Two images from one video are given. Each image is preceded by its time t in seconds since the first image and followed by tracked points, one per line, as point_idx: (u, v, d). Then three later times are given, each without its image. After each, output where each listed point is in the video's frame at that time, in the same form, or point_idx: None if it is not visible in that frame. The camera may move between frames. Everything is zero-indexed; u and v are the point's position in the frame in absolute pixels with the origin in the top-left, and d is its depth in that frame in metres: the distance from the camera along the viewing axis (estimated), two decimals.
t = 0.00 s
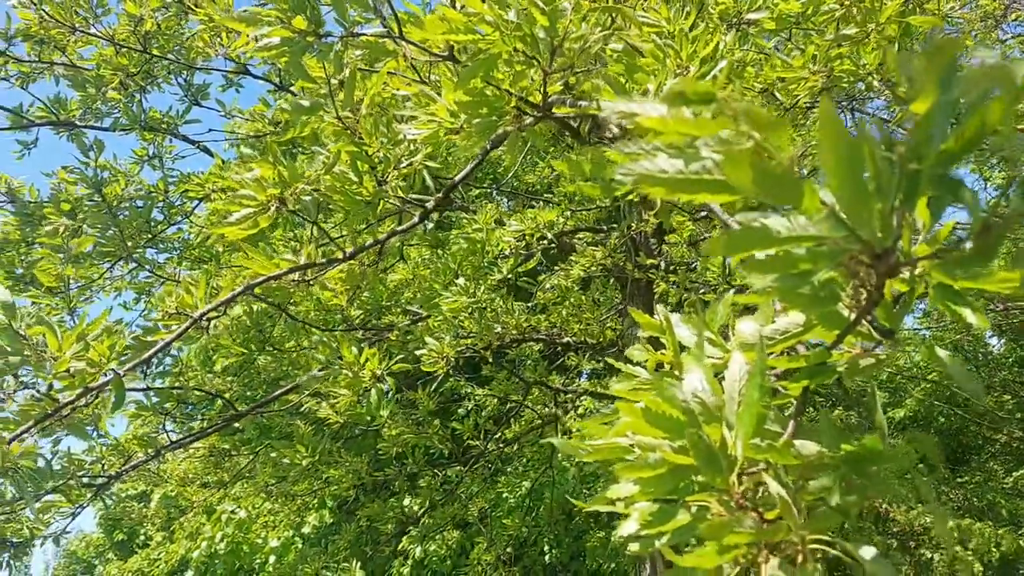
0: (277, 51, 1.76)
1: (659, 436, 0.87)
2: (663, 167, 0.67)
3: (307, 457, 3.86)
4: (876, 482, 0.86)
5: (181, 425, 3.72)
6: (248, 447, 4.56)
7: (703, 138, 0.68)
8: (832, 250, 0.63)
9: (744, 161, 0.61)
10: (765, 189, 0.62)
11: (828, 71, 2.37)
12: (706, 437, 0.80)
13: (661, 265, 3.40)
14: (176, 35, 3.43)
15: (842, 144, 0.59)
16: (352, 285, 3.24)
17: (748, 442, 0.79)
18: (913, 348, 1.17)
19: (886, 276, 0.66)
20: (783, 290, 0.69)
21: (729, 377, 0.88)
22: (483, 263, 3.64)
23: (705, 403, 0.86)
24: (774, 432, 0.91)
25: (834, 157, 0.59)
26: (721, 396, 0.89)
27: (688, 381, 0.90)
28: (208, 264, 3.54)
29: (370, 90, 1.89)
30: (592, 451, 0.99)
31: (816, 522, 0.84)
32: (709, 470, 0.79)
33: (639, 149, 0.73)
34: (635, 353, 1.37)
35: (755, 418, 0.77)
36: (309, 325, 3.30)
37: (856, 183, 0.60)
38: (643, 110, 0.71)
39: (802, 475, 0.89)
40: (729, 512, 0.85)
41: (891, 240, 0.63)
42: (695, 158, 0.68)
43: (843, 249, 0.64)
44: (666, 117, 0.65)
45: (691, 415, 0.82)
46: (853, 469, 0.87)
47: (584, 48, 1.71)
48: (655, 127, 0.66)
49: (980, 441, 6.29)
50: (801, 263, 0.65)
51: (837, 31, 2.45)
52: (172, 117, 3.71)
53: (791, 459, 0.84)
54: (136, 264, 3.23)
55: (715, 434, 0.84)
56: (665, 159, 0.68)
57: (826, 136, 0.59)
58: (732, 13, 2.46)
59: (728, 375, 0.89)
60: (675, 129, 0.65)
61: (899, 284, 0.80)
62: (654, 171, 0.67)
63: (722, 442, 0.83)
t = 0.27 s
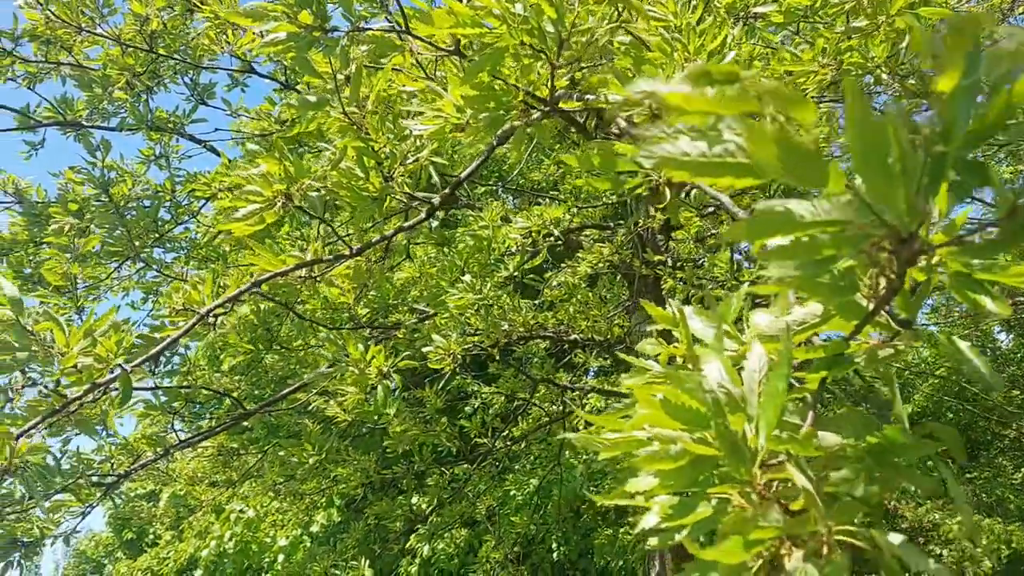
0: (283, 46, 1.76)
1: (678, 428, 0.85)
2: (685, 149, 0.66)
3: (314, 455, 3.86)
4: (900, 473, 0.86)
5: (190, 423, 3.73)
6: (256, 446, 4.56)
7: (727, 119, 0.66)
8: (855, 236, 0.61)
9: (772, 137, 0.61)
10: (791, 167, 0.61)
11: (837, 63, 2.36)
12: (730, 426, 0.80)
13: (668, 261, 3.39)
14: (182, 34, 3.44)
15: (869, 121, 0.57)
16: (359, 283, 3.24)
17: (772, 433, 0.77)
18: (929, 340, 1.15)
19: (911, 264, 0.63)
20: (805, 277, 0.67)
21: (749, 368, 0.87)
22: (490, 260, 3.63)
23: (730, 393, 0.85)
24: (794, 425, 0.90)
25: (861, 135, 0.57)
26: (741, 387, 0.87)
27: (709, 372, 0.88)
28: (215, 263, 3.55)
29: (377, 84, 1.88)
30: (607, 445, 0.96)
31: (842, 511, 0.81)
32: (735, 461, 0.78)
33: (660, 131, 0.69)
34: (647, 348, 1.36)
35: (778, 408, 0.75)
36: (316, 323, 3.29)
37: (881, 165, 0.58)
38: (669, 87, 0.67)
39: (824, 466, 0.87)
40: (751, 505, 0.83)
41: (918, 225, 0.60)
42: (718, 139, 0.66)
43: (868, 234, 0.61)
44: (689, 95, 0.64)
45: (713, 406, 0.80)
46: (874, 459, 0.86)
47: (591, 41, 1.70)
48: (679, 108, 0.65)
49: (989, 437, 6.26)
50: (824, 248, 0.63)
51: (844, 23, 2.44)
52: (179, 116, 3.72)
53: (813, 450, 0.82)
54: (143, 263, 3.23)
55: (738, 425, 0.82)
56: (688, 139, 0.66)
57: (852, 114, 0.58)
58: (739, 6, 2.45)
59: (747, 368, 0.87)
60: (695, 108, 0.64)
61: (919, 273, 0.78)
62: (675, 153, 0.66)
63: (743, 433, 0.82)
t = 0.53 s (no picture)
0: (303, 47, 1.77)
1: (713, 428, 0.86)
2: (728, 141, 0.66)
3: (330, 454, 3.88)
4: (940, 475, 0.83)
5: (207, 423, 3.75)
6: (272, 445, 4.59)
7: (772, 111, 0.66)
8: (895, 233, 0.62)
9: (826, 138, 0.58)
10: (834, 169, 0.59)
11: (855, 59, 2.35)
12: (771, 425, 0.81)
13: (683, 258, 3.39)
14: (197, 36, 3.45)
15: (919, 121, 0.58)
16: (375, 283, 3.25)
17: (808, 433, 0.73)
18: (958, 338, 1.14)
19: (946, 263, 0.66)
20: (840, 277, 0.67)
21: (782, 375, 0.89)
22: (505, 259, 3.63)
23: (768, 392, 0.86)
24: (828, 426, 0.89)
25: (912, 140, 0.58)
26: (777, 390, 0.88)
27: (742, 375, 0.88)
28: (232, 263, 3.57)
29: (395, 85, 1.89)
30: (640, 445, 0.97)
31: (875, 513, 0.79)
32: (772, 460, 0.78)
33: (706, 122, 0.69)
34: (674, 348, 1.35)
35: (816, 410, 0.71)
36: (332, 322, 3.31)
37: (925, 167, 0.59)
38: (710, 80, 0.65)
39: (861, 464, 0.84)
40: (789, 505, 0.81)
41: (958, 223, 0.63)
42: (761, 130, 0.66)
43: (908, 234, 0.63)
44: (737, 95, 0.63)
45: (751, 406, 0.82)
46: (915, 462, 0.83)
47: (610, 39, 1.69)
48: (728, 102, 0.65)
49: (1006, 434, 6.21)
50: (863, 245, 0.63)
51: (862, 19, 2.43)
52: (194, 118, 3.74)
53: (848, 450, 0.81)
54: (160, 264, 3.26)
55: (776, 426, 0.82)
56: (731, 130, 0.67)
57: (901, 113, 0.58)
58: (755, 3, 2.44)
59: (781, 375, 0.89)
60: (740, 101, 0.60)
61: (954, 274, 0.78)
62: (718, 145, 0.66)
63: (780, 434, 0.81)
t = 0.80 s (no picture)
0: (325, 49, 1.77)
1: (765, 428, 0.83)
2: (787, 154, 0.65)
3: (347, 453, 3.88)
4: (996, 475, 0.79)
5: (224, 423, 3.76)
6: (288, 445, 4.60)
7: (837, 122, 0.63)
8: (952, 234, 0.62)
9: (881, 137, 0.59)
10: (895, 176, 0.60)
11: (873, 55, 2.34)
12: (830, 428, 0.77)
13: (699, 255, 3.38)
14: (212, 38, 3.47)
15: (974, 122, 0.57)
16: (391, 282, 3.25)
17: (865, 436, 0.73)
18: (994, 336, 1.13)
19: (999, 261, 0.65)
20: (894, 276, 0.66)
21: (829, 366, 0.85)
22: (520, 258, 3.63)
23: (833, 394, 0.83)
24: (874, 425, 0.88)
25: (965, 138, 0.57)
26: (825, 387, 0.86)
27: (791, 372, 0.81)
28: (248, 264, 3.58)
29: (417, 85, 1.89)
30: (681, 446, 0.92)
31: (917, 522, 0.78)
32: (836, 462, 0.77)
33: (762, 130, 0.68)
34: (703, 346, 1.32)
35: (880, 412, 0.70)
36: (349, 322, 3.31)
37: (978, 169, 0.59)
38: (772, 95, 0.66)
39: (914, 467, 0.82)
40: (840, 506, 0.80)
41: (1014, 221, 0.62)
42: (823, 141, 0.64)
43: (963, 234, 0.62)
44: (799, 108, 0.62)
45: (803, 407, 0.78)
46: (967, 463, 0.80)
47: (633, 37, 1.69)
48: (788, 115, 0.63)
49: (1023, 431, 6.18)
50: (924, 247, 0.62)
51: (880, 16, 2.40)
52: (210, 120, 3.76)
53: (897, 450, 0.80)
54: (178, 265, 3.27)
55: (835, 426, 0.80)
56: (791, 141, 0.65)
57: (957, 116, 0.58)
58: None
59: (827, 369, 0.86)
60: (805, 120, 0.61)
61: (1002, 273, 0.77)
62: (776, 157, 0.65)
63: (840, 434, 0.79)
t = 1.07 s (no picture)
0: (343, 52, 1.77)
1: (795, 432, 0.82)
2: (833, 156, 0.66)
3: (362, 453, 3.90)
4: None
5: (239, 422, 3.78)
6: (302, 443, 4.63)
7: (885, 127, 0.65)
8: (991, 240, 0.59)
9: (933, 142, 0.57)
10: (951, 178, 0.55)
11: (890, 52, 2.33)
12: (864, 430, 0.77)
13: (713, 254, 3.37)
14: (227, 39, 3.49)
15: None
16: (405, 281, 3.26)
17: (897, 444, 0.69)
18: None
19: None
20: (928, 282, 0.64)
21: (862, 370, 0.84)
22: (535, 258, 3.63)
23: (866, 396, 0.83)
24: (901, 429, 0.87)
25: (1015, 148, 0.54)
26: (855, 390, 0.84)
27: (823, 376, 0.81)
28: (262, 264, 3.60)
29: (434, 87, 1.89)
30: (713, 449, 0.93)
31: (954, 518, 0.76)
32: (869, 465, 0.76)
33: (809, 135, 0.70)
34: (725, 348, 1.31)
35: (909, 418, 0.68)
36: (363, 321, 3.32)
37: None
38: (826, 98, 0.66)
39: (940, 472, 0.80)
40: (871, 509, 0.82)
41: None
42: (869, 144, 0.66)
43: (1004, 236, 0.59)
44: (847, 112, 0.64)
45: (836, 409, 0.78)
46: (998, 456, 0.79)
47: (651, 38, 1.69)
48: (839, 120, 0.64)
49: None
50: (959, 253, 0.60)
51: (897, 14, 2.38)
52: (224, 121, 3.77)
53: (926, 454, 0.79)
54: (193, 265, 3.29)
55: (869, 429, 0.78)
56: (837, 145, 0.67)
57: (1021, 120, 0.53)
58: None
59: (860, 370, 0.84)
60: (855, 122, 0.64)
61: None
62: (823, 159, 0.67)
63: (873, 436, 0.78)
